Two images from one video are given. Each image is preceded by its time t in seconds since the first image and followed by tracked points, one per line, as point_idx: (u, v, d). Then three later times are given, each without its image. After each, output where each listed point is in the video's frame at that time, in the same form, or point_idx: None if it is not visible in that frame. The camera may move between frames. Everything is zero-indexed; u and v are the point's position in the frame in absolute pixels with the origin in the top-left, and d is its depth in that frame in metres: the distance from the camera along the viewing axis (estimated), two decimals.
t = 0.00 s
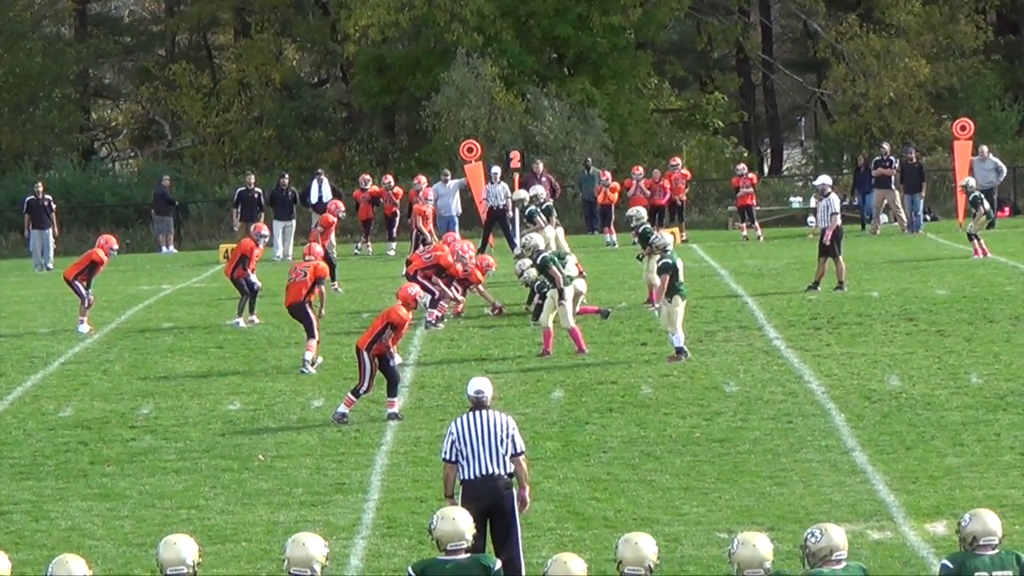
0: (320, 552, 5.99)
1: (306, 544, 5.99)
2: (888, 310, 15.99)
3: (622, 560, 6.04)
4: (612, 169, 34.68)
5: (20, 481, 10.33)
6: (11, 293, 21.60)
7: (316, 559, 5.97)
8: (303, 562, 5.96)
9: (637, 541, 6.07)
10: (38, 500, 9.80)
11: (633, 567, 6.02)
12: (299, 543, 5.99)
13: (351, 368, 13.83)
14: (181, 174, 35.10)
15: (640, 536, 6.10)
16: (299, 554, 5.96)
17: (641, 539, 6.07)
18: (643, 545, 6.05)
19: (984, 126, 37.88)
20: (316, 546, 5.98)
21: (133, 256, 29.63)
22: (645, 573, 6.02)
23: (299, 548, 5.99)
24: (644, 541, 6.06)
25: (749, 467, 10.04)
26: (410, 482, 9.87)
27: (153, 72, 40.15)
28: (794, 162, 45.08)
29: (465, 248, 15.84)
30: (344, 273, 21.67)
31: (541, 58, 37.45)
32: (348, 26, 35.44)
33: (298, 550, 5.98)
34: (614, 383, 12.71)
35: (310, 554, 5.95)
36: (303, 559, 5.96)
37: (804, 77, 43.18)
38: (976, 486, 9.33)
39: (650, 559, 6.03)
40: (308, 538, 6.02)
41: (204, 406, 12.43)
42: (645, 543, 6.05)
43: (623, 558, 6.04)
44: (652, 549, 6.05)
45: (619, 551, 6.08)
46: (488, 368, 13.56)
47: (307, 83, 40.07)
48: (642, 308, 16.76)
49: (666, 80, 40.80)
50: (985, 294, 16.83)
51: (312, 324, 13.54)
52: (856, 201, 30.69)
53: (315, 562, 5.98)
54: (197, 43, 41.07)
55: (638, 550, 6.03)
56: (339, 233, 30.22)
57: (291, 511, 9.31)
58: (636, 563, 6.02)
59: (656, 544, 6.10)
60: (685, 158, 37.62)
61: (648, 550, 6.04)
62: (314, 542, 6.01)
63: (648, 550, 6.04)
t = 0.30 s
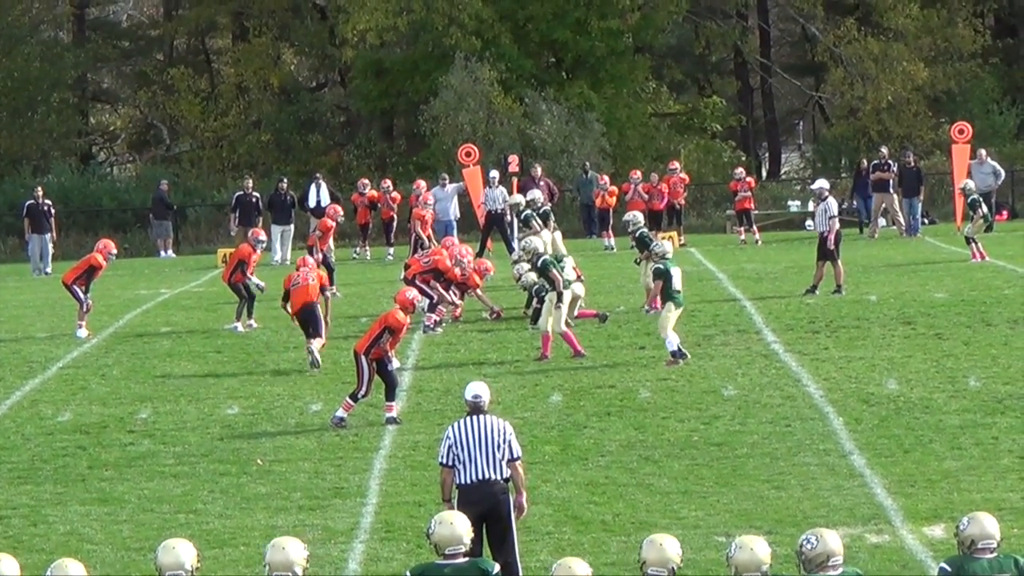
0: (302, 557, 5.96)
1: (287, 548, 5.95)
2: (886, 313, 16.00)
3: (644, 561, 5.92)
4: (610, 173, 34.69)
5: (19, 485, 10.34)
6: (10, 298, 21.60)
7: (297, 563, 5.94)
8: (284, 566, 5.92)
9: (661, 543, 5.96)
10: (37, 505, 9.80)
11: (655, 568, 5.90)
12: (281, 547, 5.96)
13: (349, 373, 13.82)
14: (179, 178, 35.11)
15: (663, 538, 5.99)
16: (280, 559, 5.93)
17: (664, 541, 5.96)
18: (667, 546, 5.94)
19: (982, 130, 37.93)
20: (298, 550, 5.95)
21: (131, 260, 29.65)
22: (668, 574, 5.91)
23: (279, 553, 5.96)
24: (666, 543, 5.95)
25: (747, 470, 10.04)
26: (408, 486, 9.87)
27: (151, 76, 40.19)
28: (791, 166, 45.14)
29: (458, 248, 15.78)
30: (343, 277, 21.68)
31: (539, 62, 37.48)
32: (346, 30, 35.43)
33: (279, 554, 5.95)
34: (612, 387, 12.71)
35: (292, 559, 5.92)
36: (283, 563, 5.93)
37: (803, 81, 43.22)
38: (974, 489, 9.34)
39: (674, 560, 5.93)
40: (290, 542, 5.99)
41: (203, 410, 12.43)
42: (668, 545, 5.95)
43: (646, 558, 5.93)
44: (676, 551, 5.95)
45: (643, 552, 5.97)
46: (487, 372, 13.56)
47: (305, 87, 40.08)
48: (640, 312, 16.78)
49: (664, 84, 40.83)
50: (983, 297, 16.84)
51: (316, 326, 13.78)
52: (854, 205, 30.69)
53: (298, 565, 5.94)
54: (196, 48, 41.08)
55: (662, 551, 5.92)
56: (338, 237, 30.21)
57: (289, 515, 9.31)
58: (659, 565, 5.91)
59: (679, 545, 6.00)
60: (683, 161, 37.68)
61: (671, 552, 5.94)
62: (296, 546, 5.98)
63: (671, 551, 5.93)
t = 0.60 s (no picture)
0: (290, 566, 5.96)
1: (277, 557, 5.95)
2: (883, 321, 16.01)
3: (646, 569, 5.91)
4: (606, 181, 34.72)
5: (16, 495, 10.33)
6: (6, 307, 21.59)
7: (285, 572, 5.94)
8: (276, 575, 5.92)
9: (662, 551, 5.95)
10: (34, 514, 9.80)
11: None
12: (269, 556, 5.96)
13: (346, 382, 13.82)
14: (176, 187, 35.10)
15: (664, 546, 5.97)
16: (269, 568, 5.93)
17: (666, 549, 5.94)
18: (668, 555, 5.92)
19: (978, 137, 38.01)
20: (286, 559, 5.95)
21: (128, 269, 29.65)
22: None
23: (270, 562, 5.96)
24: (668, 551, 5.93)
25: (744, 478, 10.04)
26: (405, 494, 9.88)
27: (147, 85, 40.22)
28: (788, 173, 45.20)
29: (452, 254, 15.80)
30: (339, 285, 21.68)
31: (536, 71, 37.53)
32: (342, 38, 35.45)
33: (267, 563, 5.95)
34: (609, 395, 12.71)
35: (279, 568, 5.92)
36: (271, 572, 5.93)
37: (799, 89, 43.27)
38: (972, 497, 9.34)
39: (675, 569, 5.91)
40: (278, 551, 5.98)
41: (200, 419, 12.43)
42: (670, 553, 5.93)
43: (648, 567, 5.92)
44: (677, 559, 5.93)
45: (644, 560, 5.95)
46: (483, 380, 13.57)
47: (302, 96, 40.11)
48: (637, 320, 16.80)
49: (661, 92, 40.87)
50: (979, 305, 16.86)
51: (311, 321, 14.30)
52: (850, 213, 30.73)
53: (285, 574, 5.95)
54: (192, 57, 41.09)
55: (663, 559, 5.90)
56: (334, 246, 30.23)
57: (286, 525, 9.31)
58: (660, 573, 5.90)
59: (680, 553, 5.98)
60: (680, 169, 37.71)
61: (673, 560, 5.92)
62: (284, 555, 5.97)
63: (673, 559, 5.92)
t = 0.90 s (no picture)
0: (293, 572, 5.94)
1: (281, 563, 5.94)
2: (887, 327, 16.01)
3: None
4: (610, 187, 34.73)
5: (20, 500, 10.34)
6: (9, 314, 21.60)
7: None
8: None
9: (657, 558, 5.91)
10: (38, 520, 9.81)
11: None
12: (273, 562, 5.94)
13: (350, 388, 13.83)
14: (180, 193, 35.11)
15: (659, 552, 5.94)
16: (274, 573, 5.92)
17: (661, 555, 5.91)
18: (664, 561, 5.89)
19: (982, 143, 38.01)
20: (290, 565, 5.93)
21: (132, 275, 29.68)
22: None
23: (275, 567, 5.95)
24: (664, 558, 5.90)
25: (748, 484, 10.05)
26: (409, 500, 9.88)
27: (151, 91, 40.26)
28: (791, 179, 45.20)
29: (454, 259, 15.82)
30: (344, 292, 21.69)
31: (539, 77, 37.55)
32: (346, 45, 35.50)
33: (270, 569, 5.94)
34: (614, 401, 12.72)
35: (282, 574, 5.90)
36: None
37: (803, 95, 43.27)
38: (975, 502, 9.34)
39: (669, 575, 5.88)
40: (281, 558, 5.97)
41: (204, 425, 12.44)
42: (666, 559, 5.89)
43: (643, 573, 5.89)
44: (673, 565, 5.90)
45: (639, 567, 5.92)
46: (487, 386, 13.57)
47: (305, 102, 40.15)
48: (641, 325, 16.80)
49: (664, 98, 40.86)
50: (984, 310, 16.86)
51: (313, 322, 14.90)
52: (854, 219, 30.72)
53: None
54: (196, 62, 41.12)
55: (658, 566, 5.87)
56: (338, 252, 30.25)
57: (290, 530, 9.31)
58: None
59: (675, 559, 5.95)
60: (683, 175, 37.71)
61: (669, 567, 5.89)
62: (288, 561, 5.96)
63: (668, 566, 5.89)
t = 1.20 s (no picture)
0: (302, 568, 5.94)
1: (288, 559, 5.94)
2: (887, 323, 16.01)
3: (633, 572, 5.87)
4: (610, 183, 34.71)
5: (20, 496, 10.34)
6: (8, 309, 21.59)
7: (298, 575, 5.93)
8: None
9: (650, 554, 5.91)
10: (38, 515, 9.81)
11: None
12: (281, 558, 5.94)
13: (351, 383, 13.83)
14: (180, 189, 35.09)
15: (651, 549, 5.93)
16: (281, 570, 5.92)
17: (655, 552, 5.90)
18: (656, 558, 5.89)
19: (982, 139, 38.00)
20: (298, 561, 5.93)
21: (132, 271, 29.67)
22: None
23: (282, 564, 5.94)
24: (656, 554, 5.89)
25: (748, 480, 10.05)
26: (408, 496, 9.89)
27: (151, 87, 40.25)
28: (791, 176, 45.20)
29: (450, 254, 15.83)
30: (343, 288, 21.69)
31: (539, 72, 37.55)
32: (346, 40, 35.51)
33: (279, 566, 5.93)
34: (613, 396, 12.72)
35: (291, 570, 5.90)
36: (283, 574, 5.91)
37: (804, 91, 43.27)
38: (975, 498, 9.34)
39: (662, 572, 5.87)
40: (289, 553, 5.97)
41: (204, 421, 12.44)
42: (658, 557, 5.89)
43: (636, 570, 5.88)
44: (665, 562, 5.89)
45: (631, 564, 5.91)
46: (487, 382, 13.57)
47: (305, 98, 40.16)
48: (641, 322, 16.78)
49: (664, 94, 40.85)
50: (984, 306, 16.85)
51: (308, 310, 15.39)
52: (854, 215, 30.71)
53: None
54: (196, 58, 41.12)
55: (651, 563, 5.87)
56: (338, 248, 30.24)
57: (290, 526, 9.32)
58: None
59: (668, 556, 5.94)
60: (683, 171, 37.70)
61: (661, 564, 5.88)
62: (296, 557, 5.96)
63: (662, 563, 5.88)
